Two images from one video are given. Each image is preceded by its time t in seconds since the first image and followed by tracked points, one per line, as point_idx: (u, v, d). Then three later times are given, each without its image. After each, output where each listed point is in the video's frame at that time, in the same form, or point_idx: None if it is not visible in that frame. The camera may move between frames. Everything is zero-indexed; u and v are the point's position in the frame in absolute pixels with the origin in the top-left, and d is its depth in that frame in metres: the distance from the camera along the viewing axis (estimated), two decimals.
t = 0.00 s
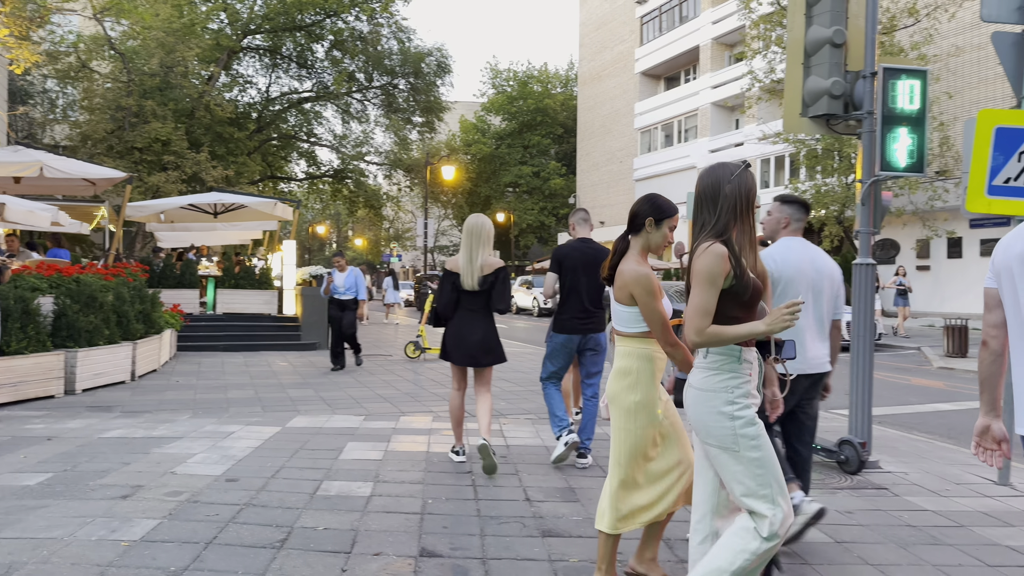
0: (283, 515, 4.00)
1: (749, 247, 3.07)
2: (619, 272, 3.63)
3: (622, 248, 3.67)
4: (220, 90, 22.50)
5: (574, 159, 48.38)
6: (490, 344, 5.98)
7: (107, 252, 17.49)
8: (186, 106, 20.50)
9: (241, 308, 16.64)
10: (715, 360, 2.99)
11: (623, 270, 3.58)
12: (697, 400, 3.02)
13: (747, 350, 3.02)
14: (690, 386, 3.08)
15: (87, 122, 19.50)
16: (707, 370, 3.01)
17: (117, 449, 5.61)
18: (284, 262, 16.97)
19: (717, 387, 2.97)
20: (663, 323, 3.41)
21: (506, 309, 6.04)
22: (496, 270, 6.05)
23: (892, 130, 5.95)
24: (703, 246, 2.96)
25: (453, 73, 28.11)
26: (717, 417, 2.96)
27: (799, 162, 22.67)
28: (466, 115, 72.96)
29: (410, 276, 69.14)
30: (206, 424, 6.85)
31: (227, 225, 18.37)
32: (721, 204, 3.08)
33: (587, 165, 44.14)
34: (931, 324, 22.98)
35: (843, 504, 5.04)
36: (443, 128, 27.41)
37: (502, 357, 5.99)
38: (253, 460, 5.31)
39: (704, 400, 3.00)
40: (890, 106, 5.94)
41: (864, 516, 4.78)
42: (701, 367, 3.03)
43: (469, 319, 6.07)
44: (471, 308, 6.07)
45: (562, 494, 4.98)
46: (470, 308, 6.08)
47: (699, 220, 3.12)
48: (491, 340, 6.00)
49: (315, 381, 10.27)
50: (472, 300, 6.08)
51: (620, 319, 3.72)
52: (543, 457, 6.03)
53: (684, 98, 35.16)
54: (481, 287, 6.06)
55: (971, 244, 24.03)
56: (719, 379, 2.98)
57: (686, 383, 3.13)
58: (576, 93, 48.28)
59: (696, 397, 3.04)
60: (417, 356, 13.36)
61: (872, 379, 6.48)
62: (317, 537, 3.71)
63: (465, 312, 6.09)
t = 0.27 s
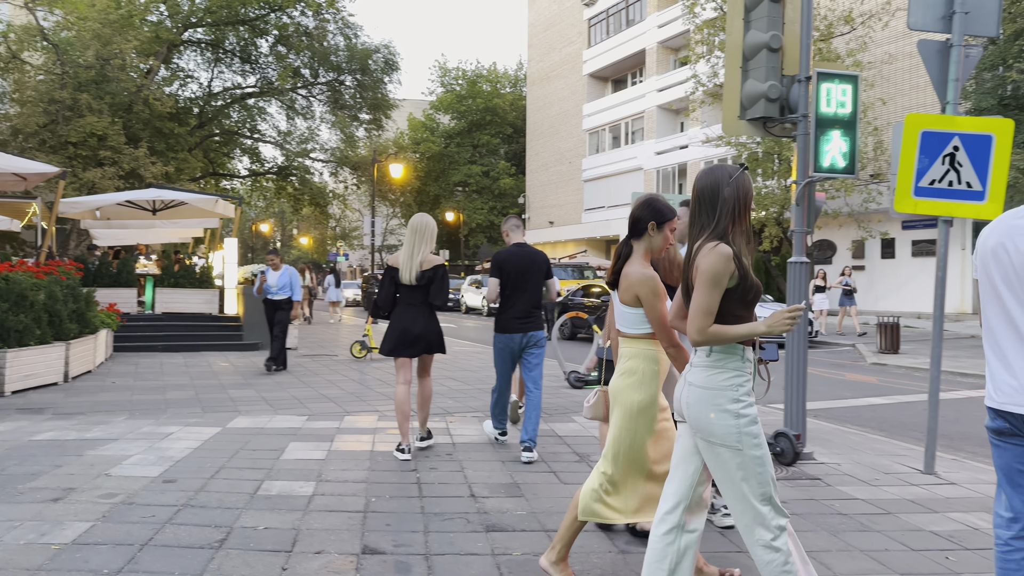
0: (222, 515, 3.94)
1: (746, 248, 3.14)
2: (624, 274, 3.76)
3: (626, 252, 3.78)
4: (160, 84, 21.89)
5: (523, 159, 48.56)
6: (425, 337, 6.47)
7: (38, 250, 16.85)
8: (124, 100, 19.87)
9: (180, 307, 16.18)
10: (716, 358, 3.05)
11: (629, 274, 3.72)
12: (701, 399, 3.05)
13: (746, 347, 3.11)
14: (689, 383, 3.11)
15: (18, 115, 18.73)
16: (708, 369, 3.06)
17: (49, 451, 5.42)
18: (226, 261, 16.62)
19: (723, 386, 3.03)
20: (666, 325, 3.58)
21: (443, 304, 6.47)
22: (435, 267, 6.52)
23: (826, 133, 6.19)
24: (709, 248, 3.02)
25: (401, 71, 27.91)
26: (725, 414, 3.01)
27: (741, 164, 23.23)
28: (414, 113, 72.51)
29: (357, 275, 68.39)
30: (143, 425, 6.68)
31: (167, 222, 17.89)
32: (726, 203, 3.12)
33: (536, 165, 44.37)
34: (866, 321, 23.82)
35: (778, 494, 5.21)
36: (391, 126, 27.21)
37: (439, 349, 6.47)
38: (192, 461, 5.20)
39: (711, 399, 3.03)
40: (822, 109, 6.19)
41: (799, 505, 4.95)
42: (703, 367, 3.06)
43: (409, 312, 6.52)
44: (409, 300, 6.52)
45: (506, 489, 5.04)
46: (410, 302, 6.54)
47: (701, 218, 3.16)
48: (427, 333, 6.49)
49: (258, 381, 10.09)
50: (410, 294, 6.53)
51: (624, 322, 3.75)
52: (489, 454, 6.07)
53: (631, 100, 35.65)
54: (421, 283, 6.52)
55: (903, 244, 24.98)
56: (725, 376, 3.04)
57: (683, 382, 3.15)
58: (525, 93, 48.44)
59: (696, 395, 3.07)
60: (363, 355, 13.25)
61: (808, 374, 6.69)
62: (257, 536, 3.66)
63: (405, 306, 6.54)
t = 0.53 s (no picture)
0: (160, 517, 3.86)
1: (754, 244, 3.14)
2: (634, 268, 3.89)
3: (633, 247, 3.93)
4: (98, 76, 21.20)
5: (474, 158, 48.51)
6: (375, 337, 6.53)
7: None
8: (59, 93, 19.14)
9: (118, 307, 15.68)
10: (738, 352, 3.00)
11: (640, 266, 3.85)
12: (728, 394, 2.99)
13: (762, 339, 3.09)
14: (712, 378, 3.04)
15: None
16: (731, 364, 3.01)
17: None
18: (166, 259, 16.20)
19: (750, 381, 2.98)
20: (658, 316, 3.65)
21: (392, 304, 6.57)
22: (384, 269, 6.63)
23: (763, 135, 6.42)
24: (724, 243, 2.98)
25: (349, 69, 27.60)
26: (750, 409, 2.97)
27: (687, 166, 23.67)
28: (363, 110, 71.76)
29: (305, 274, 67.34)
30: (78, 427, 6.48)
31: (104, 219, 17.35)
32: (727, 202, 3.08)
33: (486, 165, 44.40)
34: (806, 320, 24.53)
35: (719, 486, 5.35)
36: (339, 123, 26.88)
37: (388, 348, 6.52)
38: (129, 463, 5.07)
39: (737, 393, 2.98)
40: (760, 112, 6.41)
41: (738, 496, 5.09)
42: (724, 361, 3.01)
43: (359, 313, 6.61)
44: (362, 302, 6.61)
45: (452, 487, 5.05)
46: (359, 303, 6.63)
47: (704, 217, 3.11)
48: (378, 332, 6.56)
49: (200, 382, 9.87)
50: (362, 296, 6.62)
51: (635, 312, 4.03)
52: (436, 452, 6.07)
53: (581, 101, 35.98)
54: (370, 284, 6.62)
55: (841, 245, 25.79)
56: (750, 370, 2.99)
57: (703, 375, 3.09)
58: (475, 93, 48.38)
59: (718, 389, 3.02)
60: (308, 356, 13.08)
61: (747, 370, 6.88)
62: (197, 538, 3.60)
63: (355, 306, 6.63)
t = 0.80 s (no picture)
0: (97, 520, 3.77)
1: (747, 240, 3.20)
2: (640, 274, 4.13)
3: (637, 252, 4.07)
4: (33, 68, 20.44)
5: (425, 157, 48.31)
6: (329, 331, 6.56)
7: None
8: None
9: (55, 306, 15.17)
10: (726, 346, 3.05)
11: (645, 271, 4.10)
12: (711, 386, 3.06)
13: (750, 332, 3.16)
14: (697, 370, 3.11)
15: None
16: (717, 357, 3.06)
17: None
18: (106, 257, 15.72)
19: (734, 376, 3.04)
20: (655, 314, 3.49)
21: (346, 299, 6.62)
22: (336, 265, 6.67)
23: (707, 137, 6.49)
24: (727, 237, 3.02)
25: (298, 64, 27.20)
26: (730, 402, 3.04)
27: (637, 166, 24.01)
28: (312, 106, 70.82)
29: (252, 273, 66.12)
30: (12, 430, 6.26)
31: (40, 216, 16.75)
32: (725, 197, 3.12)
33: (438, 163, 44.29)
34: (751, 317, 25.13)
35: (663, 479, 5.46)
36: (287, 119, 26.46)
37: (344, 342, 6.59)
38: (66, 466, 4.93)
39: (719, 386, 3.05)
40: (703, 114, 6.47)
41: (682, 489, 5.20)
42: (710, 354, 3.07)
43: (311, 308, 6.63)
44: (313, 297, 6.65)
45: (400, 485, 5.06)
46: (312, 298, 6.65)
47: (704, 210, 3.13)
48: (331, 327, 6.58)
49: (141, 383, 9.62)
50: (312, 291, 6.66)
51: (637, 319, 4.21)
52: (384, 450, 6.07)
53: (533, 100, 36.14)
54: (322, 279, 6.64)
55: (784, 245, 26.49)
56: (735, 365, 3.05)
57: (690, 367, 3.15)
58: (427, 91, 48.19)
59: (702, 381, 3.09)
60: (254, 356, 12.84)
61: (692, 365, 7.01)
62: (137, 541, 3.52)
63: (307, 301, 6.64)
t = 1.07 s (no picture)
0: (33, 526, 3.66)
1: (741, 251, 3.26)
2: (640, 274, 4.18)
3: (636, 254, 4.18)
4: None
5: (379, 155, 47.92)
6: (277, 335, 6.58)
7: None
8: None
9: None
10: (725, 354, 3.11)
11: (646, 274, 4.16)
12: (708, 390, 3.11)
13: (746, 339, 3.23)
14: (696, 373, 3.16)
15: None
16: (717, 362, 3.11)
17: None
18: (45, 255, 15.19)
19: (731, 384, 3.09)
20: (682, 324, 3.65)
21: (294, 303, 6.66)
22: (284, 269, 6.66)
23: (657, 139, 6.59)
24: (725, 247, 3.07)
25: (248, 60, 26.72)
26: (727, 405, 3.09)
27: (590, 167, 24.23)
28: (262, 102, 69.62)
29: (200, 272, 64.68)
30: None
31: None
32: (722, 207, 3.16)
33: (392, 162, 44.01)
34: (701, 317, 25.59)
35: (613, 476, 5.54)
36: (236, 115, 25.96)
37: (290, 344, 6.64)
38: None
39: (716, 389, 3.10)
40: (653, 117, 6.57)
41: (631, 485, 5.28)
42: (710, 360, 3.12)
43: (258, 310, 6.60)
44: (260, 299, 6.62)
45: (350, 486, 5.03)
46: (259, 301, 6.63)
47: (703, 220, 3.18)
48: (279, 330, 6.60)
49: (81, 386, 9.33)
50: (261, 294, 6.63)
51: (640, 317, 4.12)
52: (333, 451, 6.01)
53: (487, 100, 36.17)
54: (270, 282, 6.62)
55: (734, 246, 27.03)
56: (732, 373, 3.10)
57: (689, 370, 3.20)
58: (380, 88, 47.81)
59: (701, 384, 3.13)
60: (201, 357, 12.56)
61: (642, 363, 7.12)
62: (74, 547, 3.44)
63: (254, 304, 6.61)
